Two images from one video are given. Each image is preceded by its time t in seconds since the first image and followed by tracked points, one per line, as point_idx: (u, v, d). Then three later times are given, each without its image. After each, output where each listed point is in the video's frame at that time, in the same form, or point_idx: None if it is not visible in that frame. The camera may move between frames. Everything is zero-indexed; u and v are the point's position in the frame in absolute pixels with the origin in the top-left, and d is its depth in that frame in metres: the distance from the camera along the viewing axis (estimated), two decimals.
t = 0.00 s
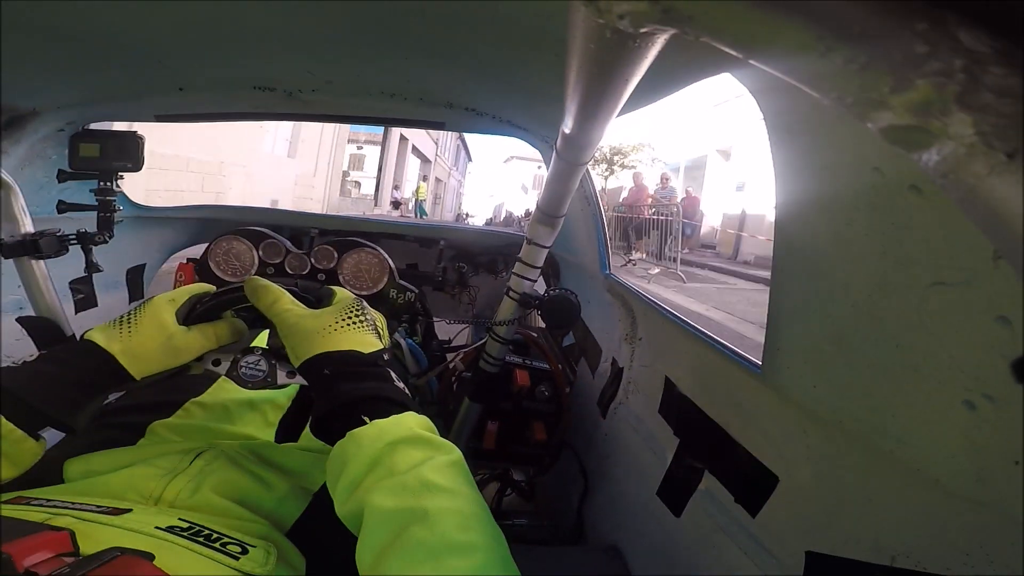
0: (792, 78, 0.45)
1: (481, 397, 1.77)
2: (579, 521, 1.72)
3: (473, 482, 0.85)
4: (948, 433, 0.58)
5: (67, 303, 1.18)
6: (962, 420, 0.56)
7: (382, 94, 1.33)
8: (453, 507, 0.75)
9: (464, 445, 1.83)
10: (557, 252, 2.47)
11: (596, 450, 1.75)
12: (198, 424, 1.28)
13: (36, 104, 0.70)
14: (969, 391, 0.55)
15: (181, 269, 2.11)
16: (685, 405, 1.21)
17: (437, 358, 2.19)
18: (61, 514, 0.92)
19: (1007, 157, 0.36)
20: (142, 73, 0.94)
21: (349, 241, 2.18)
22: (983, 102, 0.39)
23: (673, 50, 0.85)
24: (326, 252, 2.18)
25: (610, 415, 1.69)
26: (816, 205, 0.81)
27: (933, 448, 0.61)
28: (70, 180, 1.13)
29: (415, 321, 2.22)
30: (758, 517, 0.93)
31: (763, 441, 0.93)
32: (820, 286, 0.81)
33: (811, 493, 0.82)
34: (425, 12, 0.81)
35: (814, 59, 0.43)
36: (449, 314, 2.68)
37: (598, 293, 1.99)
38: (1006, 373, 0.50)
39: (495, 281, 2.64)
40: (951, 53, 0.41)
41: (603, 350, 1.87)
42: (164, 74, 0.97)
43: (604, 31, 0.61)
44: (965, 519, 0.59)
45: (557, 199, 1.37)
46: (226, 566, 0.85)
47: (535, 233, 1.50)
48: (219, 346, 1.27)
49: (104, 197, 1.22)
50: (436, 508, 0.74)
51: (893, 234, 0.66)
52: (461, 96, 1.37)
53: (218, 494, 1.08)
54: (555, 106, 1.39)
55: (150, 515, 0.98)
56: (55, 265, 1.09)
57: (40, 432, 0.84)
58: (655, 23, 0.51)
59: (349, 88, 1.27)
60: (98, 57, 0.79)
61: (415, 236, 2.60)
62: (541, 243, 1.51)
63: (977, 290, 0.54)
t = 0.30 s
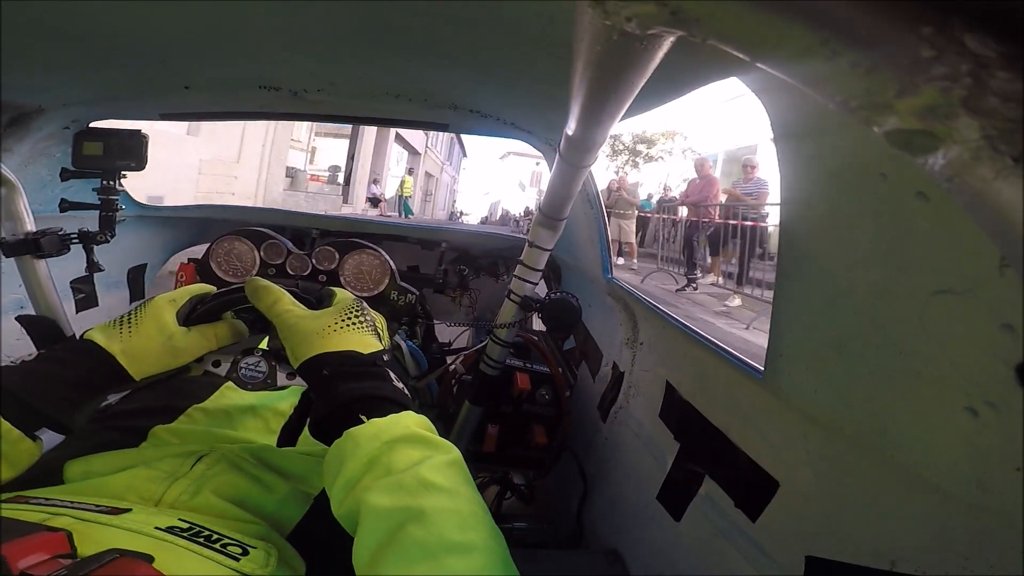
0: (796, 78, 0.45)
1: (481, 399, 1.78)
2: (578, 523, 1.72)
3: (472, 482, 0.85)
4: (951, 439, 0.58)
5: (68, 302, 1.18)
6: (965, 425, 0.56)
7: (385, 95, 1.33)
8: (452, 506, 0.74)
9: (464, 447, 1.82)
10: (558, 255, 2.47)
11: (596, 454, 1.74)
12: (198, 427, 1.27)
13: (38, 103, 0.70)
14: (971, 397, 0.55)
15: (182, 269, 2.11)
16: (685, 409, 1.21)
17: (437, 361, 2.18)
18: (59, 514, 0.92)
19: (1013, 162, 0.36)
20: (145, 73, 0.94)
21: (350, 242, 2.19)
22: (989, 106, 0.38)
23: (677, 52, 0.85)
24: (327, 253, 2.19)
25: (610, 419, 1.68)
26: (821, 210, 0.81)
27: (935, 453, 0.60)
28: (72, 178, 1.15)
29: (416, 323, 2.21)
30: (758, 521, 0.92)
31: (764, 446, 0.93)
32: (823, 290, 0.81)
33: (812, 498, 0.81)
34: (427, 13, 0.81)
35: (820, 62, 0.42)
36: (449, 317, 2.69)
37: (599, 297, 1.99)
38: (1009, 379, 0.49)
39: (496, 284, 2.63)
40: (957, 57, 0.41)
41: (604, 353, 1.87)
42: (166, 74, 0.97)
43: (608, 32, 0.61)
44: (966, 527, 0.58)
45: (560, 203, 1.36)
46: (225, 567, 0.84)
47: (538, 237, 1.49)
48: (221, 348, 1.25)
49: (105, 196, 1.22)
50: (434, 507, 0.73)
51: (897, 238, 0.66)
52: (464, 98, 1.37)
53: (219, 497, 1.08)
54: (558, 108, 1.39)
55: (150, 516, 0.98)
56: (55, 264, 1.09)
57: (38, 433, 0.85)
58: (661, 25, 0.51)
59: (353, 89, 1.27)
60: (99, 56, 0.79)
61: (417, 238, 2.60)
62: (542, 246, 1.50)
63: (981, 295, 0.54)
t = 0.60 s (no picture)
0: (795, 78, 0.45)
1: (482, 401, 1.78)
2: (578, 525, 1.71)
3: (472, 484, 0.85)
4: (951, 443, 0.58)
5: (70, 302, 1.19)
6: (966, 429, 0.56)
7: (387, 97, 1.34)
8: (452, 509, 0.74)
9: (465, 448, 1.82)
10: (558, 258, 2.47)
11: (597, 456, 1.74)
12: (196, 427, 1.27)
13: (41, 104, 0.71)
14: (973, 401, 0.55)
15: (184, 270, 2.11)
16: (686, 412, 1.20)
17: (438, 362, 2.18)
18: (60, 513, 0.93)
19: (1013, 164, 0.36)
20: (148, 74, 0.95)
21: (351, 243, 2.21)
22: (989, 109, 0.38)
23: (677, 53, 0.85)
24: (329, 253, 2.22)
25: (611, 421, 1.68)
26: (821, 211, 0.81)
27: (936, 456, 0.60)
28: (74, 178, 1.16)
29: (416, 324, 2.21)
30: (758, 524, 0.92)
31: (764, 448, 0.92)
32: (823, 293, 0.81)
33: (811, 500, 0.81)
34: (427, 15, 0.82)
35: (818, 64, 0.42)
36: (449, 319, 2.70)
37: (600, 299, 1.99)
38: (1010, 381, 0.49)
39: (496, 286, 2.63)
40: (955, 59, 0.41)
41: (604, 355, 1.87)
42: (169, 75, 0.98)
43: (606, 34, 0.61)
44: (966, 530, 0.58)
45: (561, 204, 1.37)
46: (223, 567, 0.84)
47: (540, 239, 1.49)
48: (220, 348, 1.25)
49: (108, 196, 1.26)
50: (434, 509, 0.73)
51: (898, 240, 0.66)
52: (465, 100, 1.38)
53: (218, 498, 1.08)
54: (559, 110, 1.39)
55: (149, 516, 0.98)
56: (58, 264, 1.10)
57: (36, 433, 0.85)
58: (659, 27, 0.51)
59: (354, 91, 1.27)
60: (100, 57, 0.79)
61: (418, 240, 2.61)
62: (543, 248, 1.50)
63: (982, 298, 0.53)
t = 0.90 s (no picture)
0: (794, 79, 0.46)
1: (484, 401, 1.79)
2: (581, 524, 1.71)
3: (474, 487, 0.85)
4: (952, 441, 0.58)
5: (71, 304, 1.19)
6: (966, 426, 0.56)
7: (386, 98, 1.34)
8: (454, 511, 0.75)
9: (466, 448, 1.83)
10: (558, 258, 2.47)
11: (599, 455, 1.74)
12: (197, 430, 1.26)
13: (41, 106, 0.71)
14: (972, 399, 0.55)
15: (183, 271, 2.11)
16: (687, 410, 1.21)
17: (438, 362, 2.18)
18: (66, 520, 0.93)
19: (1012, 163, 0.36)
20: (146, 75, 0.95)
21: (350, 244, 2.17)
22: (986, 108, 0.39)
23: (676, 54, 0.86)
24: (329, 255, 2.19)
25: (612, 421, 1.68)
26: (820, 210, 0.81)
27: (938, 454, 0.60)
28: (74, 181, 1.15)
29: (417, 325, 2.22)
30: (760, 522, 0.92)
31: (765, 447, 0.93)
32: (824, 292, 0.81)
33: (814, 498, 0.81)
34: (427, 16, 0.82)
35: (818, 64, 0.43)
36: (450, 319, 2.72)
37: (600, 298, 1.99)
38: (1010, 379, 0.50)
39: (497, 286, 2.64)
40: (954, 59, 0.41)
41: (605, 355, 1.88)
42: (169, 76, 0.98)
43: (607, 35, 0.62)
44: (967, 527, 0.58)
45: (561, 204, 1.37)
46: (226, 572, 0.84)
47: (540, 238, 1.49)
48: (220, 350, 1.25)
49: (108, 199, 1.25)
50: (436, 513, 0.74)
51: (898, 238, 0.66)
52: (464, 101, 1.38)
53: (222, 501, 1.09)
54: (557, 110, 1.39)
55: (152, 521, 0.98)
56: (59, 267, 1.10)
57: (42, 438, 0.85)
58: (661, 28, 0.51)
59: (353, 91, 1.27)
60: (100, 58, 0.79)
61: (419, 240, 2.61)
62: (544, 248, 1.50)
63: (983, 295, 0.53)
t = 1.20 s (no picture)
0: (792, 78, 0.46)
1: (483, 401, 1.80)
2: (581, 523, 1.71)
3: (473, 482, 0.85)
4: (951, 439, 0.58)
5: (70, 305, 1.19)
6: (964, 425, 0.56)
7: (384, 98, 1.34)
8: (450, 507, 0.75)
9: (466, 447, 1.83)
10: (557, 257, 2.47)
11: (598, 454, 1.74)
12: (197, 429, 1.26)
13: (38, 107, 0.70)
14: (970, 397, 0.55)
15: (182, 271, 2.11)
16: (686, 409, 1.21)
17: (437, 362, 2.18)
18: (67, 519, 0.94)
19: (1010, 162, 0.36)
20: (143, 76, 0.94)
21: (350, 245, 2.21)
22: (984, 105, 0.39)
23: (672, 53, 0.86)
24: (327, 256, 2.21)
25: (611, 420, 1.68)
26: (819, 208, 0.81)
27: (938, 453, 0.60)
28: (71, 182, 1.15)
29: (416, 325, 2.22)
30: (759, 521, 0.92)
31: (765, 445, 0.92)
32: (823, 291, 0.80)
33: (813, 497, 0.81)
34: (423, 17, 0.82)
35: (814, 61, 0.43)
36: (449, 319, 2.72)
37: (599, 297, 2.00)
38: (1009, 377, 0.50)
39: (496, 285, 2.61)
40: (953, 56, 0.41)
41: (604, 354, 1.87)
42: (166, 77, 0.98)
43: (604, 35, 0.62)
44: (967, 524, 0.58)
45: (559, 204, 1.37)
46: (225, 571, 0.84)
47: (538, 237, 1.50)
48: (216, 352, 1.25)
49: (107, 200, 1.28)
50: (431, 509, 0.74)
51: (896, 235, 0.66)
52: (462, 100, 1.39)
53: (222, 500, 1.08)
54: (555, 109, 1.39)
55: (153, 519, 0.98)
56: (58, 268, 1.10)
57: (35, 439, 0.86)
58: (657, 27, 0.52)
59: (350, 91, 1.27)
60: (98, 59, 0.79)
61: (418, 240, 2.61)
62: (542, 247, 1.50)
63: (981, 293, 0.53)
